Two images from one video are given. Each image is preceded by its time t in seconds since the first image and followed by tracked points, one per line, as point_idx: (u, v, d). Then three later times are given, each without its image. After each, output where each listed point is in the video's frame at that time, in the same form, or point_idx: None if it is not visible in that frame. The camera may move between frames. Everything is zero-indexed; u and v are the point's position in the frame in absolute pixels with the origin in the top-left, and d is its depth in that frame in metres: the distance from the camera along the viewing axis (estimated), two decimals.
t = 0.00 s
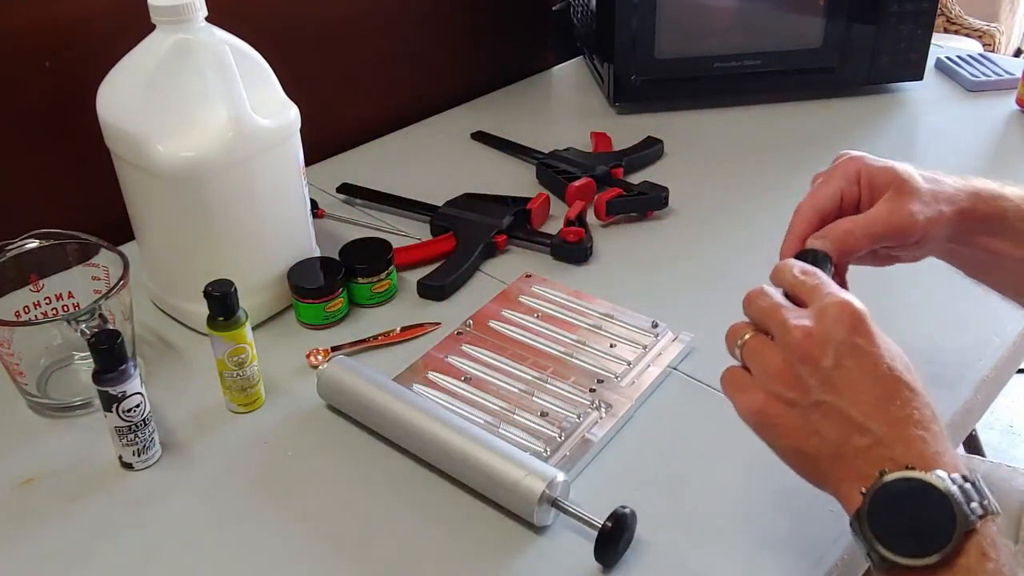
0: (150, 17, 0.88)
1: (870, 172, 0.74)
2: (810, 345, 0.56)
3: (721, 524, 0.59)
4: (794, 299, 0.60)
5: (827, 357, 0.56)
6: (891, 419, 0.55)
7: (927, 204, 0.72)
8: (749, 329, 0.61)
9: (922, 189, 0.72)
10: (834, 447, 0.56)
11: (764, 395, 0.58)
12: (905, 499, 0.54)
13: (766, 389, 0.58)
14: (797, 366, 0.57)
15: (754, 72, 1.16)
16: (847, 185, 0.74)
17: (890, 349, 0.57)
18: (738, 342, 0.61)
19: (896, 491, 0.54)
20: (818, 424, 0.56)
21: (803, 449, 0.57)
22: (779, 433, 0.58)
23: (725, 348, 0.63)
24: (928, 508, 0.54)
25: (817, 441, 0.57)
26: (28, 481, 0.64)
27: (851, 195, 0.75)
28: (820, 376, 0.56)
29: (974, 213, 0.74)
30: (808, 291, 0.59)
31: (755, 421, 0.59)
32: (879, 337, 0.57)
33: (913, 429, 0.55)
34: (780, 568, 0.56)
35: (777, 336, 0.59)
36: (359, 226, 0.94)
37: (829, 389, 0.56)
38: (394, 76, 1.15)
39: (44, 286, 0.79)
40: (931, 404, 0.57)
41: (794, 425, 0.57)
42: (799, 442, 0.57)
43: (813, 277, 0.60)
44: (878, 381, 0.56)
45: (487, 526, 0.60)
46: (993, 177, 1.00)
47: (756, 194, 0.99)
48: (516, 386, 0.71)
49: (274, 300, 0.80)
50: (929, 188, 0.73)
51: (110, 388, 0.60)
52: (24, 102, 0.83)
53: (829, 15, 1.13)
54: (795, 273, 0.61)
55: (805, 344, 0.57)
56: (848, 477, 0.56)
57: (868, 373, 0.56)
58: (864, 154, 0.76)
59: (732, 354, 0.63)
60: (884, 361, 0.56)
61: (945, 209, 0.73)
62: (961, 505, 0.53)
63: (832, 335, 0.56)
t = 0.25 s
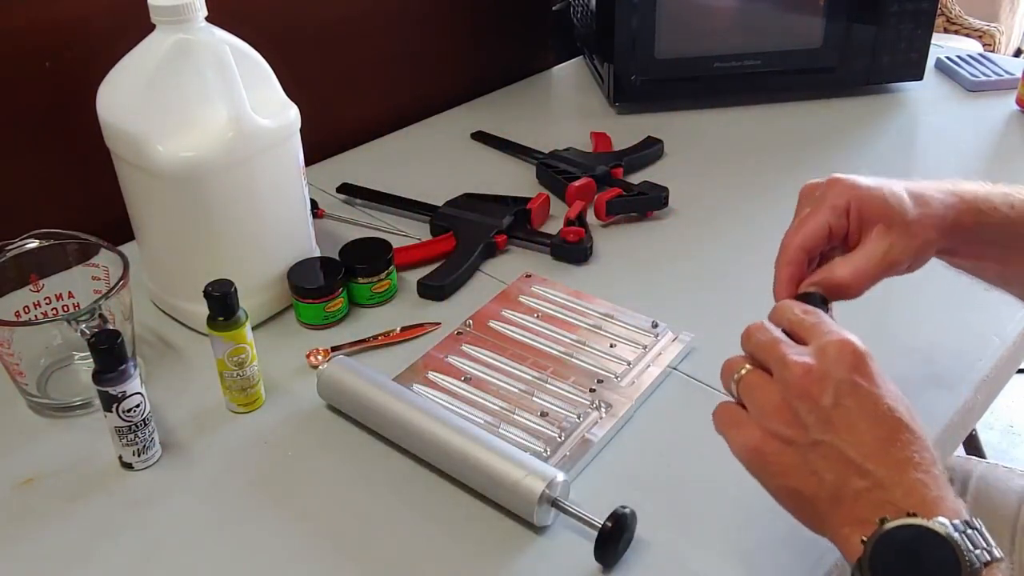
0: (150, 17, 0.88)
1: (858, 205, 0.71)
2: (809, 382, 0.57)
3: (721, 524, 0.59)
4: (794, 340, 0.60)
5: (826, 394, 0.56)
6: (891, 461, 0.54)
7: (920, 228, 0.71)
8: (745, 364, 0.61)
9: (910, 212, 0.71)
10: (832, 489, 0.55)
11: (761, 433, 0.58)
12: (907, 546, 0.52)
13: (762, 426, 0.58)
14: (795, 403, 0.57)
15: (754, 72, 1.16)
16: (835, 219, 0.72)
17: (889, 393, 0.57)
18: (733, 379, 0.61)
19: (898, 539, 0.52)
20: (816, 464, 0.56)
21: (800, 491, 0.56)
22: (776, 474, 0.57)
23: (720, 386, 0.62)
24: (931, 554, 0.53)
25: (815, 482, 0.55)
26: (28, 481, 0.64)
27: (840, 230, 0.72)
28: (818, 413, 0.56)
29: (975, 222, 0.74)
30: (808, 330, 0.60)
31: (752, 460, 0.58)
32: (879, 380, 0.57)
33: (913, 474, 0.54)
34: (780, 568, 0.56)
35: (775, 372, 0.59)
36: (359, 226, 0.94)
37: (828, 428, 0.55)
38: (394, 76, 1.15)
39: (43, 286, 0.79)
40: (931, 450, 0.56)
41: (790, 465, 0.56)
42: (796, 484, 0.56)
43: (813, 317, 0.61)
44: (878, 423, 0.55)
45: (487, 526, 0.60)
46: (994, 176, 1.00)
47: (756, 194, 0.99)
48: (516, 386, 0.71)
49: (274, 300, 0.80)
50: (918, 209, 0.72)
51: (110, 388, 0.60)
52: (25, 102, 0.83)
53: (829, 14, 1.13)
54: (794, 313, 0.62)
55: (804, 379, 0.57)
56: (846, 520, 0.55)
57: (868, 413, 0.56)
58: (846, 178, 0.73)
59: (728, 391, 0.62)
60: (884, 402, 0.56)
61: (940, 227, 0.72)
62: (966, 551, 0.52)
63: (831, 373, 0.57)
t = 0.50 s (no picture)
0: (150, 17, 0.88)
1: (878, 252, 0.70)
2: (817, 399, 0.57)
3: (721, 524, 0.59)
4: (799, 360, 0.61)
5: (833, 410, 0.57)
6: (897, 476, 0.54)
7: (940, 281, 0.71)
8: (753, 382, 0.62)
9: (934, 262, 0.70)
10: (838, 502, 0.55)
11: (768, 447, 0.58)
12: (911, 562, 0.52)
13: (771, 441, 0.58)
14: (802, 418, 0.57)
15: (754, 72, 1.16)
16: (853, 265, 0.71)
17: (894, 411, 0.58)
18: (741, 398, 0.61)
19: (901, 556, 0.52)
20: (823, 478, 0.56)
21: (806, 504, 0.56)
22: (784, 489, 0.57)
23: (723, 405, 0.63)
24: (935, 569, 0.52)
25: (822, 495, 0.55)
26: (28, 481, 0.64)
27: (859, 270, 0.71)
28: (826, 429, 0.56)
29: (1006, 266, 0.72)
30: (815, 351, 0.62)
31: (758, 474, 0.57)
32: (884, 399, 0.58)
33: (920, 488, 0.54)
34: (780, 568, 0.56)
35: (782, 390, 0.59)
36: (359, 226, 0.94)
37: (835, 442, 0.56)
38: (394, 76, 1.15)
39: (43, 286, 0.79)
40: (936, 467, 0.56)
41: (799, 478, 0.56)
42: (804, 498, 0.56)
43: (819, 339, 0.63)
44: (883, 437, 0.56)
45: (487, 526, 0.60)
46: (994, 177, 1.00)
47: (756, 194, 0.99)
48: (516, 386, 0.71)
49: (274, 300, 0.80)
50: (945, 261, 0.70)
51: (110, 388, 0.60)
52: (25, 102, 0.83)
53: (829, 14, 1.13)
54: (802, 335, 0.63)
55: (811, 397, 0.58)
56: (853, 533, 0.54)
57: (874, 430, 0.56)
58: (875, 220, 0.72)
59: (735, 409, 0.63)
60: (891, 420, 0.57)
61: (965, 279, 0.71)
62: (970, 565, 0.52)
63: (836, 390, 0.57)
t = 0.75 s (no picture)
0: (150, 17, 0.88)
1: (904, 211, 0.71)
2: (821, 393, 0.57)
3: (721, 525, 0.59)
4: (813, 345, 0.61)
5: (838, 405, 0.56)
6: (897, 473, 0.54)
7: (967, 247, 0.71)
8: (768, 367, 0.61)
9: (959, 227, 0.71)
10: (837, 496, 0.55)
11: (773, 439, 0.58)
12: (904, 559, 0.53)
13: (776, 433, 0.58)
14: (808, 412, 0.57)
15: (753, 72, 1.16)
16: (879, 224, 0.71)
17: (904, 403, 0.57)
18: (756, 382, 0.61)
19: (892, 553, 0.53)
20: (824, 473, 0.56)
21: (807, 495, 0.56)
22: (783, 483, 0.57)
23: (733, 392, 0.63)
24: (927, 564, 0.53)
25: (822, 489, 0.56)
26: (28, 481, 0.64)
27: (884, 235, 0.72)
28: (829, 425, 0.56)
29: None
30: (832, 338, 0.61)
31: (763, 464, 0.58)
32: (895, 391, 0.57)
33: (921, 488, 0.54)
34: (780, 568, 0.56)
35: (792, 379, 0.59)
36: (359, 226, 0.94)
37: (837, 438, 0.56)
38: (395, 76, 1.15)
39: (43, 286, 0.79)
40: (940, 461, 0.56)
41: (800, 472, 0.57)
42: (803, 492, 0.56)
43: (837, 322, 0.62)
44: (888, 434, 0.56)
45: (487, 526, 0.60)
46: (994, 177, 0.99)
47: (756, 194, 0.99)
48: (516, 386, 0.71)
49: (274, 300, 0.80)
50: (970, 228, 0.71)
51: (110, 388, 0.60)
52: (25, 102, 0.83)
53: (829, 15, 1.13)
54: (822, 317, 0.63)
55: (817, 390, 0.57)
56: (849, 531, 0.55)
57: (879, 426, 0.56)
58: (898, 185, 0.73)
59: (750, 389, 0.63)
60: (899, 414, 0.56)
61: (990, 249, 0.72)
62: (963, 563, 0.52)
63: (844, 382, 0.57)
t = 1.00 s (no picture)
0: (151, 17, 0.88)
1: (917, 177, 0.73)
2: (797, 403, 0.57)
3: (721, 525, 0.59)
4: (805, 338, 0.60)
5: (815, 414, 0.57)
6: (877, 475, 0.55)
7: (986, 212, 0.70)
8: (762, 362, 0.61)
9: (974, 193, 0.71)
10: (823, 497, 0.58)
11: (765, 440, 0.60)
12: (871, 555, 0.55)
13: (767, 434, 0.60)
14: (788, 422, 0.58)
15: (753, 72, 1.16)
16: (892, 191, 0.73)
17: (890, 402, 0.56)
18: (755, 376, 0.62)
19: (857, 552, 0.55)
20: (810, 475, 0.58)
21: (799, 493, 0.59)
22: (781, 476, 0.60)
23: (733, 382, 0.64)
24: (896, 558, 0.54)
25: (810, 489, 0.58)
26: (28, 481, 0.64)
27: (896, 200, 0.73)
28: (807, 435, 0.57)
29: None
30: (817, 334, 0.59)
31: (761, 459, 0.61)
32: (880, 390, 0.56)
33: (906, 491, 0.54)
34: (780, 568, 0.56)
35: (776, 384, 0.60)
36: (359, 226, 0.94)
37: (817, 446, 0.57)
38: (394, 76, 1.15)
39: (43, 286, 0.79)
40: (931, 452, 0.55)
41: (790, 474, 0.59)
42: (796, 488, 0.59)
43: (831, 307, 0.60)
44: (869, 440, 0.55)
45: (487, 526, 0.60)
46: (994, 177, 1.00)
47: (756, 194, 0.99)
48: (516, 386, 0.71)
49: (274, 300, 0.80)
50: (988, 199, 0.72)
51: (110, 388, 0.60)
52: (25, 102, 0.83)
53: (829, 15, 1.13)
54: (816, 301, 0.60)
55: (793, 402, 0.57)
56: (839, 526, 0.57)
57: (861, 432, 0.56)
58: (910, 164, 0.75)
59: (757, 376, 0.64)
60: (882, 417, 0.55)
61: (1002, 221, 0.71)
62: (924, 560, 0.53)
63: (823, 388, 0.56)
